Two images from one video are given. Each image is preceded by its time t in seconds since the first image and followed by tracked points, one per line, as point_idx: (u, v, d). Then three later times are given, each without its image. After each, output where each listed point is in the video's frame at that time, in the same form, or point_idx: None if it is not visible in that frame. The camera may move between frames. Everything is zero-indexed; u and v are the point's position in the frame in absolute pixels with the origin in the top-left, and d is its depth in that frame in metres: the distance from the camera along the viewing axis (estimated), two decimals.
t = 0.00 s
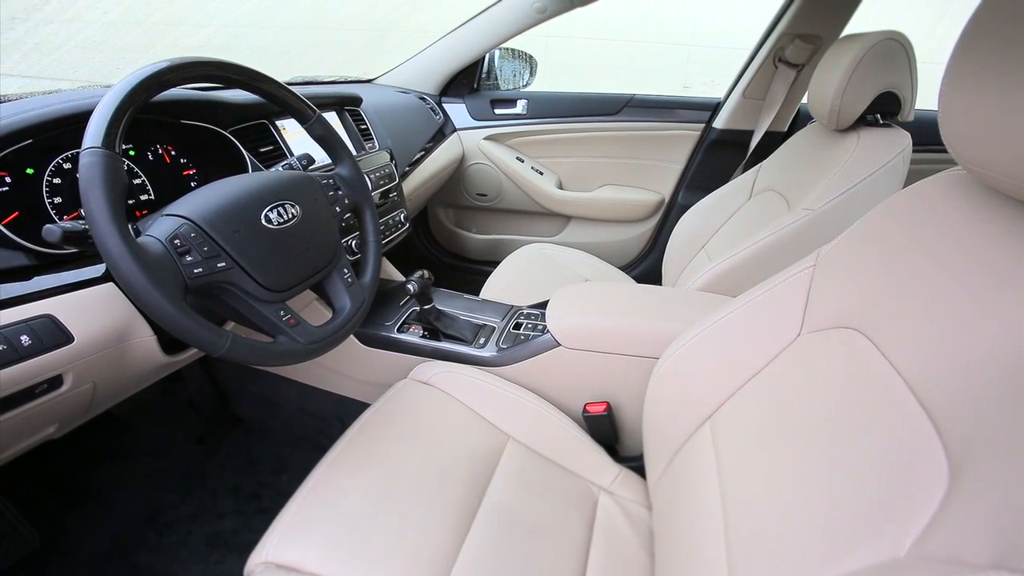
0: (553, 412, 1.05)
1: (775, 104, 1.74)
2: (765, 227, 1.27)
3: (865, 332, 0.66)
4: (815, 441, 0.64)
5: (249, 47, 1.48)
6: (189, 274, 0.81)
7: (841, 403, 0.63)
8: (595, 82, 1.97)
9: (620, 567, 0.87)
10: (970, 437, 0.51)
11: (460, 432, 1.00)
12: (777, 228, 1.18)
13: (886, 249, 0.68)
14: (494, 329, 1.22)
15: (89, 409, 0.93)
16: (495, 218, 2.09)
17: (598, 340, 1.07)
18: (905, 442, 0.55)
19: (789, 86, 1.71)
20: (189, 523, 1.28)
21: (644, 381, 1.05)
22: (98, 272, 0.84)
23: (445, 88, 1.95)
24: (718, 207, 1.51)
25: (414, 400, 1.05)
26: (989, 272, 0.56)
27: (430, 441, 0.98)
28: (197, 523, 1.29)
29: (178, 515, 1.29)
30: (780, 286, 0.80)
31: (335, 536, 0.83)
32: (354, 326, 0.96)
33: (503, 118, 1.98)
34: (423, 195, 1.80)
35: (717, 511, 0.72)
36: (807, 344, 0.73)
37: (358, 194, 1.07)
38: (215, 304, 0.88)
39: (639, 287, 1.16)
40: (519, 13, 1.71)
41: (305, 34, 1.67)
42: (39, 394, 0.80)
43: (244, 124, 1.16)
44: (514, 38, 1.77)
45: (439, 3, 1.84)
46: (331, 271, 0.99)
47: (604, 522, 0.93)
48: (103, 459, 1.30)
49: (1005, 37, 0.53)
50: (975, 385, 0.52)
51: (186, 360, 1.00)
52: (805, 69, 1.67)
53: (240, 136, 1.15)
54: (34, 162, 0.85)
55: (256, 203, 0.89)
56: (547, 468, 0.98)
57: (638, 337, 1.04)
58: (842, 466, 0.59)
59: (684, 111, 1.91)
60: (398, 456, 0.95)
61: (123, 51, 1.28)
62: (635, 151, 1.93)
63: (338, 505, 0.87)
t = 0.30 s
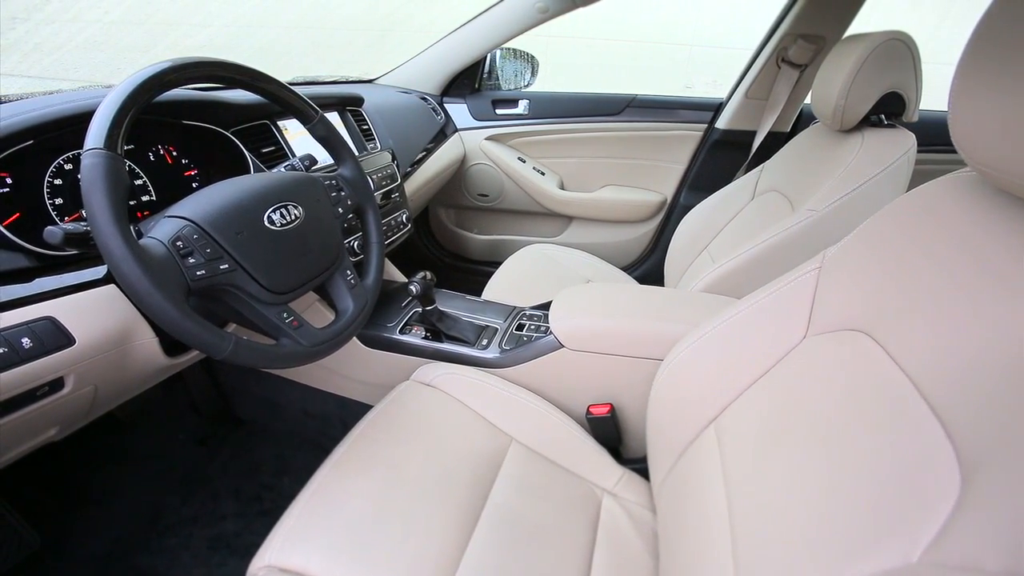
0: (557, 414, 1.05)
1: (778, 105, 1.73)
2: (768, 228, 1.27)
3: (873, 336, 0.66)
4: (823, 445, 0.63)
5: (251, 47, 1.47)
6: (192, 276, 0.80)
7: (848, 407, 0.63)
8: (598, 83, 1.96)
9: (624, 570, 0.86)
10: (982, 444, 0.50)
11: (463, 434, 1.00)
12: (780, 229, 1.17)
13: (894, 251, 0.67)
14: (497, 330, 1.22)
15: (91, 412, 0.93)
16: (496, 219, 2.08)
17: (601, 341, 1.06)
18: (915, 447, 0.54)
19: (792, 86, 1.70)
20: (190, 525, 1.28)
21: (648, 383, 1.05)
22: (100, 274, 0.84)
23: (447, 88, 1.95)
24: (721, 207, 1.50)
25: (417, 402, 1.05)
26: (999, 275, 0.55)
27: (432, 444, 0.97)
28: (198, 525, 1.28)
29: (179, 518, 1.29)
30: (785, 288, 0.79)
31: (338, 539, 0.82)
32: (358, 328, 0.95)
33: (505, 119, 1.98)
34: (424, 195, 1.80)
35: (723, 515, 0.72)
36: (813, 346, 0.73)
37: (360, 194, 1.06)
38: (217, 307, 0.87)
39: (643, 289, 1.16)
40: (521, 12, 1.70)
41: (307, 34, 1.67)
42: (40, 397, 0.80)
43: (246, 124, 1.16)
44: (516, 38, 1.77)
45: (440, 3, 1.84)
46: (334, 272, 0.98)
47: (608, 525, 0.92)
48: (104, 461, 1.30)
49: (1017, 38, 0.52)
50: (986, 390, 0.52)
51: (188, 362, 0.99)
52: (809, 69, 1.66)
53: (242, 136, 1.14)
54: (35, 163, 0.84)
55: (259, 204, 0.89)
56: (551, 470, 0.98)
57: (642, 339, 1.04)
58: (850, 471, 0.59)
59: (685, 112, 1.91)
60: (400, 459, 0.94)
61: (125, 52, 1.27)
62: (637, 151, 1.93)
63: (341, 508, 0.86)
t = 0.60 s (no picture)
0: (561, 416, 1.04)
1: (780, 107, 1.72)
2: (772, 229, 1.26)
3: (882, 339, 0.65)
4: (834, 450, 0.62)
5: (253, 47, 1.47)
6: (194, 278, 0.80)
7: (858, 412, 0.62)
8: (600, 83, 1.96)
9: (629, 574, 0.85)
10: (997, 450, 0.50)
11: (467, 436, 0.99)
12: (784, 230, 1.17)
13: (902, 253, 0.67)
14: (500, 331, 1.21)
15: (93, 414, 0.92)
16: (498, 219, 2.08)
17: (605, 343, 1.05)
18: (928, 453, 0.54)
19: (796, 86, 1.69)
20: (192, 528, 1.27)
21: (652, 385, 1.04)
22: (102, 276, 0.84)
23: (449, 88, 1.94)
24: (724, 208, 1.50)
25: (421, 404, 1.04)
26: (1012, 278, 0.55)
27: (436, 447, 0.96)
28: (199, 527, 1.27)
29: (180, 520, 1.28)
30: (791, 290, 0.78)
31: (341, 543, 0.81)
32: (361, 330, 0.95)
33: (507, 119, 1.97)
34: (426, 196, 1.79)
35: (729, 519, 0.71)
36: (820, 349, 0.72)
37: (363, 196, 1.06)
38: (220, 309, 0.87)
39: (647, 290, 1.15)
40: (523, 12, 1.70)
41: (309, 34, 1.66)
42: (41, 400, 0.79)
43: (249, 124, 1.15)
44: (518, 38, 1.76)
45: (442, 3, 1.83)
46: (337, 274, 0.98)
47: (613, 528, 0.92)
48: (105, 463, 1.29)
49: None
50: (999, 394, 0.51)
51: (190, 364, 0.99)
52: (812, 69, 1.65)
53: (245, 136, 1.14)
54: (36, 163, 0.84)
55: (262, 206, 0.88)
56: (555, 473, 0.97)
57: (646, 341, 1.03)
58: (862, 477, 0.58)
59: (688, 112, 1.90)
60: (404, 461, 0.94)
61: (126, 52, 1.27)
62: (640, 151, 1.92)
63: (344, 511, 0.86)
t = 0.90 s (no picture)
0: (565, 418, 1.04)
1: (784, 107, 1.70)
2: (776, 230, 1.26)
3: (892, 343, 0.65)
4: (843, 455, 0.62)
5: (255, 47, 1.46)
6: (198, 281, 0.79)
7: (868, 417, 0.62)
8: (602, 84, 1.95)
9: None
10: (1014, 458, 0.49)
11: (470, 439, 0.98)
12: (788, 231, 1.16)
13: (910, 257, 0.66)
14: (503, 333, 1.21)
15: (94, 416, 0.91)
16: (500, 220, 2.07)
17: (608, 345, 1.05)
18: (945, 461, 0.53)
19: (799, 87, 1.69)
20: (193, 530, 1.27)
21: (656, 387, 1.04)
22: (104, 279, 0.83)
23: (450, 88, 1.94)
24: (726, 209, 1.49)
25: (424, 406, 1.04)
26: None
27: (439, 450, 0.96)
28: (201, 530, 1.27)
29: (182, 522, 1.28)
30: (797, 292, 0.78)
31: (345, 547, 0.81)
32: (365, 332, 0.94)
33: (509, 120, 1.97)
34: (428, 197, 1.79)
35: (737, 523, 0.71)
36: (827, 352, 0.72)
37: (366, 197, 1.05)
38: (224, 312, 0.86)
39: (651, 291, 1.14)
40: (526, 12, 1.69)
41: (311, 34, 1.66)
42: (42, 403, 0.78)
43: (251, 125, 1.15)
44: (521, 38, 1.75)
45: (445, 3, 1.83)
46: (341, 276, 0.97)
47: (618, 531, 0.91)
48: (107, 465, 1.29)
49: None
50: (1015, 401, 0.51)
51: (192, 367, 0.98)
52: (816, 69, 1.65)
53: (247, 137, 1.13)
54: (38, 164, 0.84)
55: (265, 208, 0.88)
56: (559, 475, 0.96)
57: (650, 342, 1.02)
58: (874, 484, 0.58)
59: (690, 112, 1.89)
60: (407, 464, 0.93)
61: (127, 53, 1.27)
62: (642, 152, 1.91)
63: (348, 515, 0.85)
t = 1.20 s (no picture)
0: (569, 421, 1.03)
1: (786, 108, 1.71)
2: (780, 231, 1.25)
3: (902, 346, 0.64)
4: (855, 461, 0.61)
5: (257, 47, 1.46)
6: (201, 283, 0.78)
7: (879, 422, 0.61)
8: (604, 84, 1.95)
9: None
10: None
11: (474, 441, 0.98)
12: (792, 232, 1.16)
13: (919, 259, 0.66)
14: (506, 334, 1.20)
15: (96, 418, 0.91)
16: (502, 220, 2.06)
17: (613, 346, 1.04)
18: (957, 468, 0.52)
19: (802, 87, 1.68)
20: (195, 533, 1.26)
21: (660, 389, 1.03)
22: (105, 280, 0.83)
23: (452, 88, 1.93)
24: (729, 209, 1.48)
25: (427, 408, 1.03)
26: None
27: (443, 452, 0.95)
28: (202, 533, 1.27)
29: (183, 525, 1.27)
30: (804, 293, 0.77)
31: (349, 551, 0.80)
32: (368, 334, 0.94)
33: (511, 120, 1.96)
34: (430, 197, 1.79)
35: (743, 528, 0.70)
36: (835, 355, 0.71)
37: (370, 198, 1.05)
38: (227, 314, 0.86)
39: (655, 292, 1.14)
40: (528, 12, 1.68)
41: (313, 34, 1.65)
42: (43, 407, 0.78)
43: (253, 125, 1.14)
44: (523, 38, 1.75)
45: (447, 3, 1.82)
46: (344, 277, 0.96)
47: (623, 534, 0.90)
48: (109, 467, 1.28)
49: None
50: None
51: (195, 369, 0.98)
52: (819, 70, 1.64)
53: (250, 137, 1.13)
54: (39, 165, 0.83)
55: (268, 209, 0.87)
56: (563, 478, 0.96)
57: (654, 344, 1.02)
58: (885, 490, 0.57)
59: (693, 112, 1.89)
60: (410, 467, 0.92)
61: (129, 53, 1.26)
62: (644, 152, 1.91)
63: (351, 519, 0.85)
